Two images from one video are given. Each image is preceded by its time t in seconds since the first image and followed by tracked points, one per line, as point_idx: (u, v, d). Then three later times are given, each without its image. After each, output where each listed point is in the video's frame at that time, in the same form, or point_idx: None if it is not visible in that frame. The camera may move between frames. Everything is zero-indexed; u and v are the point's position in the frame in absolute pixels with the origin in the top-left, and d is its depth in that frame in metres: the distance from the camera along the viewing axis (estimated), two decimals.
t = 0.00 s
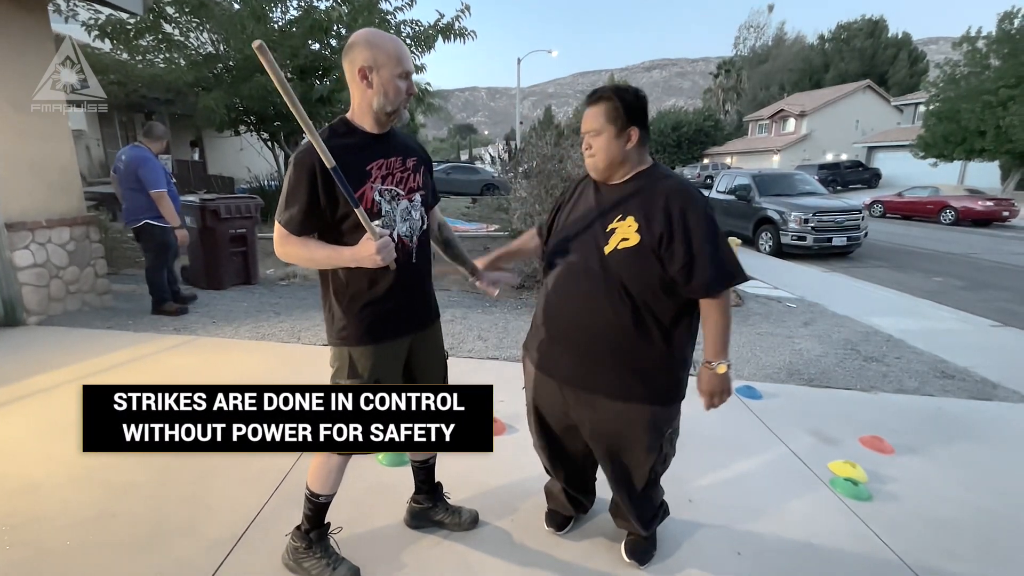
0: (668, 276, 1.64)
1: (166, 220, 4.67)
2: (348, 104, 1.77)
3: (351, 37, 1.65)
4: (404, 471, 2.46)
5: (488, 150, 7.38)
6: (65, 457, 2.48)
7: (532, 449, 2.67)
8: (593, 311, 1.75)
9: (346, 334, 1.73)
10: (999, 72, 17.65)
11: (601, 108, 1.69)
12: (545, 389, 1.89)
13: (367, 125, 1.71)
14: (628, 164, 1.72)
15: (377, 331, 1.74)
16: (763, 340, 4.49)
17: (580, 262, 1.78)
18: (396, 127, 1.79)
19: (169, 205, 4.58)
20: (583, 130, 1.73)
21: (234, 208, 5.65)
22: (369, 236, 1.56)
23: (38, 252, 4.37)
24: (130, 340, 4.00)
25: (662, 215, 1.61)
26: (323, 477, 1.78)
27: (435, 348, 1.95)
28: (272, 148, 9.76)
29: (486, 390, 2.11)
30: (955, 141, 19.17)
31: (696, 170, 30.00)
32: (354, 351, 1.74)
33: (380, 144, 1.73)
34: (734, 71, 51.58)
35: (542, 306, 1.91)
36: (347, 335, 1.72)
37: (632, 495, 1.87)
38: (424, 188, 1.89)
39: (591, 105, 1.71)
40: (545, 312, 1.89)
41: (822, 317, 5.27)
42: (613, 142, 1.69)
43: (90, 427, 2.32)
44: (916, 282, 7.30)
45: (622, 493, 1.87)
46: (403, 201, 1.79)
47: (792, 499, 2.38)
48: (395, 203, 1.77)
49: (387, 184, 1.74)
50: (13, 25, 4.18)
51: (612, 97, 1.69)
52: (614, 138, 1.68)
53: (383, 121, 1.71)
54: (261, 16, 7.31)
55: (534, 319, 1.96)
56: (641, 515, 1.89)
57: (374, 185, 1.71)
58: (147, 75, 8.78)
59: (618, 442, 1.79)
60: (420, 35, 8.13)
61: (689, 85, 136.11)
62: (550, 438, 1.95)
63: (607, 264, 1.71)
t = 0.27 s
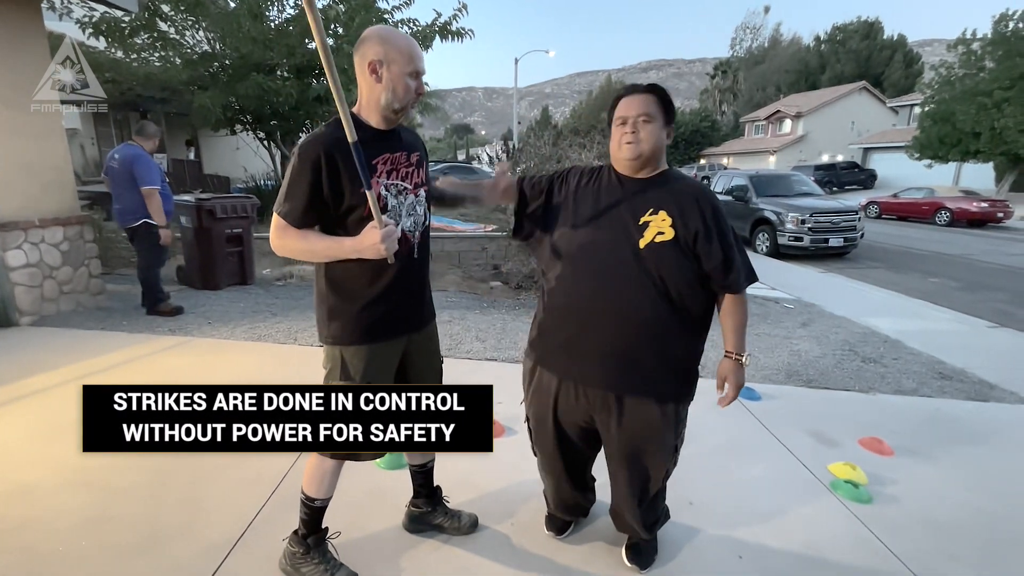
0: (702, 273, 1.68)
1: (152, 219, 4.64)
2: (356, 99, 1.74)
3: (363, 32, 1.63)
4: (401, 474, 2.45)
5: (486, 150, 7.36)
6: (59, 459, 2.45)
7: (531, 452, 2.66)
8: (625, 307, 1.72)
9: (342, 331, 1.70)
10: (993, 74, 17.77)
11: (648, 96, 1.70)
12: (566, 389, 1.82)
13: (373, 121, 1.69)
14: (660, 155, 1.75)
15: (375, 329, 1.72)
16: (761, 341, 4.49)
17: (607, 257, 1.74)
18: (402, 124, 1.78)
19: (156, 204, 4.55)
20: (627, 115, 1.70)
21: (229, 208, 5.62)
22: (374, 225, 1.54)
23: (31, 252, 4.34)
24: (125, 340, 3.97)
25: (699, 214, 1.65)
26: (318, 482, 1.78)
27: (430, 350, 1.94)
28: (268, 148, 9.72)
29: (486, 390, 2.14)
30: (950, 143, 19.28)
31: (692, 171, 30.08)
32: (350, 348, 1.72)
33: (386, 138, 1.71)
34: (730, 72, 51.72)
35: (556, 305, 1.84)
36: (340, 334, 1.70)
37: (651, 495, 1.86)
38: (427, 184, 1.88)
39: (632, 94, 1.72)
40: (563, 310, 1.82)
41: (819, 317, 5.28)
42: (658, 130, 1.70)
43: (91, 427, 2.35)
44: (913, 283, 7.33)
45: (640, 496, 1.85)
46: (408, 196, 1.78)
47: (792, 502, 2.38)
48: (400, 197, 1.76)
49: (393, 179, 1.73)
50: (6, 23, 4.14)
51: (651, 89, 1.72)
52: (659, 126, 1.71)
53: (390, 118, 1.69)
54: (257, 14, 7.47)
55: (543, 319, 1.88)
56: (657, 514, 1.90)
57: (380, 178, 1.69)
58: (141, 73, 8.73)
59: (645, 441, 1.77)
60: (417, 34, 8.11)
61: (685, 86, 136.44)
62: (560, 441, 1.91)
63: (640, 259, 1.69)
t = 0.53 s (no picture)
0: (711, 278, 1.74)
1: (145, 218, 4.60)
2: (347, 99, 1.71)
3: (355, 31, 1.61)
4: (398, 480, 2.43)
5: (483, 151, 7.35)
6: (50, 466, 2.42)
7: (529, 457, 2.64)
8: (640, 312, 1.71)
9: (344, 341, 1.68)
10: (986, 78, 17.94)
11: (658, 104, 1.69)
12: (579, 396, 1.78)
13: (365, 124, 1.67)
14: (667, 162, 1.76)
15: (377, 335, 1.71)
16: (759, 343, 4.49)
17: (620, 262, 1.72)
18: (395, 126, 1.76)
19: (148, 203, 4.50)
20: (638, 123, 1.69)
21: (224, 209, 5.60)
22: (375, 234, 1.51)
23: (22, 253, 4.29)
24: (118, 343, 3.93)
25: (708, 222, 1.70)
26: (314, 489, 1.77)
27: (428, 356, 1.90)
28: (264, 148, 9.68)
29: (486, 389, 2.10)
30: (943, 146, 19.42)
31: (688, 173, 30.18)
32: (351, 357, 1.70)
33: (381, 142, 1.70)
34: (725, 75, 51.94)
35: (564, 311, 1.80)
36: (342, 344, 1.69)
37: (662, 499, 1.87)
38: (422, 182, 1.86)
39: (647, 100, 1.70)
40: (573, 315, 1.78)
41: (816, 320, 5.29)
42: (668, 139, 1.71)
43: (90, 427, 2.30)
44: (908, 285, 7.36)
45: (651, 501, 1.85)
46: (404, 198, 1.77)
47: (791, 508, 2.37)
48: (398, 201, 1.74)
49: (389, 183, 1.71)
50: None
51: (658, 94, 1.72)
52: (669, 135, 1.71)
53: (382, 121, 1.67)
54: (252, 14, 7.44)
55: (551, 326, 1.83)
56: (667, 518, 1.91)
57: (377, 184, 1.68)
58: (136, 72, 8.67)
59: (659, 446, 1.77)
60: (414, 35, 8.10)
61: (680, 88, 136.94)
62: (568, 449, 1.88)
63: (655, 264, 1.69)
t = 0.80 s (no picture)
0: (707, 283, 1.71)
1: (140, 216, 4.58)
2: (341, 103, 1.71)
3: (349, 33, 1.59)
4: (393, 489, 2.41)
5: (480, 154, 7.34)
6: (40, 474, 2.39)
7: (527, 465, 2.62)
8: (633, 317, 1.70)
9: (341, 352, 1.67)
10: (978, 83, 18.12)
11: (648, 109, 1.69)
12: (571, 402, 1.78)
13: (362, 128, 1.66)
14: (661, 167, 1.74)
15: (375, 344, 1.69)
16: (755, 348, 4.50)
17: (613, 267, 1.71)
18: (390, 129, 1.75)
19: (140, 201, 4.49)
20: (627, 128, 1.68)
21: (218, 212, 5.57)
22: (375, 243, 1.49)
23: (13, 256, 4.22)
24: (110, 348, 3.89)
25: (702, 226, 1.67)
26: (308, 503, 1.75)
27: (423, 364, 1.90)
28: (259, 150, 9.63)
29: (486, 389, 2.09)
30: (936, 150, 19.57)
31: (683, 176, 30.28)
32: (348, 367, 1.69)
33: (378, 146, 1.70)
34: (720, 78, 52.19)
35: (557, 317, 1.80)
36: (340, 354, 1.67)
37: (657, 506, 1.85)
38: (419, 188, 1.86)
39: (635, 105, 1.70)
40: (567, 321, 1.78)
41: (812, 324, 5.30)
42: (659, 143, 1.70)
43: (90, 428, 2.27)
44: (902, 289, 7.40)
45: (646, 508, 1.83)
46: (402, 204, 1.75)
47: (790, 514, 2.37)
48: (396, 208, 1.72)
49: (387, 189, 1.70)
50: None
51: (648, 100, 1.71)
52: (661, 139, 1.70)
53: (379, 124, 1.66)
54: (247, 16, 7.40)
55: (548, 332, 1.83)
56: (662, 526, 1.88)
57: (375, 191, 1.66)
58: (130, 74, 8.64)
59: (654, 453, 1.75)
60: (411, 38, 8.09)
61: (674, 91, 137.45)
62: (563, 455, 1.88)
63: (648, 270, 1.68)
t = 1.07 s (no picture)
0: (688, 288, 1.66)
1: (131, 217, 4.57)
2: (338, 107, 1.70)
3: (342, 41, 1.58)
4: (389, 496, 2.39)
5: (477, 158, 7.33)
6: (29, 484, 2.35)
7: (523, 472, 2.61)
8: (610, 321, 1.71)
9: (339, 358, 1.65)
10: (970, 89, 18.33)
11: (628, 113, 1.72)
12: (552, 407, 1.80)
13: (361, 129, 1.65)
14: (640, 172, 1.75)
15: (372, 350, 1.68)
16: (752, 352, 4.50)
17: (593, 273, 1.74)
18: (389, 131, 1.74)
19: (129, 201, 4.47)
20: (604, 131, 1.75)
21: (213, 214, 5.54)
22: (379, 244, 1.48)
23: (4, 259, 4.19)
24: (103, 352, 3.85)
25: (682, 229, 1.63)
26: (303, 515, 1.73)
27: (419, 371, 1.89)
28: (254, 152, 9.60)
29: (486, 390, 2.06)
30: (929, 155, 19.70)
31: (677, 180, 30.40)
32: (346, 373, 1.67)
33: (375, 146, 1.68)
34: (715, 83, 52.44)
35: (543, 322, 1.84)
36: (338, 359, 1.65)
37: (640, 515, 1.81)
38: (415, 194, 1.86)
39: (616, 110, 1.74)
40: (550, 326, 1.81)
41: (808, 328, 5.31)
42: (633, 146, 1.71)
43: (90, 428, 2.21)
44: (897, 294, 7.43)
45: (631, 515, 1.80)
46: (400, 208, 1.75)
47: (788, 520, 2.37)
48: (394, 211, 1.71)
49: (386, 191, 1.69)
50: None
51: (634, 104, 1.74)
52: (636, 143, 1.71)
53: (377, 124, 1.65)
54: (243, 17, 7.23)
55: (535, 335, 1.87)
56: (649, 536, 1.84)
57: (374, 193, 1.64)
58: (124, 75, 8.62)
59: (635, 458, 1.73)
60: (407, 41, 8.09)
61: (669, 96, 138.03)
62: (551, 460, 1.89)
63: (625, 276, 1.69)
